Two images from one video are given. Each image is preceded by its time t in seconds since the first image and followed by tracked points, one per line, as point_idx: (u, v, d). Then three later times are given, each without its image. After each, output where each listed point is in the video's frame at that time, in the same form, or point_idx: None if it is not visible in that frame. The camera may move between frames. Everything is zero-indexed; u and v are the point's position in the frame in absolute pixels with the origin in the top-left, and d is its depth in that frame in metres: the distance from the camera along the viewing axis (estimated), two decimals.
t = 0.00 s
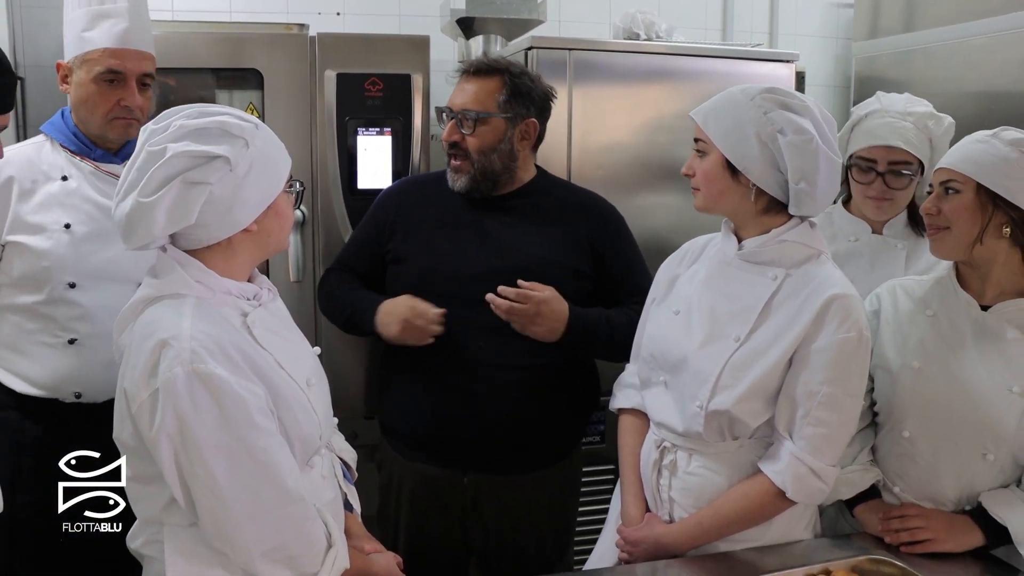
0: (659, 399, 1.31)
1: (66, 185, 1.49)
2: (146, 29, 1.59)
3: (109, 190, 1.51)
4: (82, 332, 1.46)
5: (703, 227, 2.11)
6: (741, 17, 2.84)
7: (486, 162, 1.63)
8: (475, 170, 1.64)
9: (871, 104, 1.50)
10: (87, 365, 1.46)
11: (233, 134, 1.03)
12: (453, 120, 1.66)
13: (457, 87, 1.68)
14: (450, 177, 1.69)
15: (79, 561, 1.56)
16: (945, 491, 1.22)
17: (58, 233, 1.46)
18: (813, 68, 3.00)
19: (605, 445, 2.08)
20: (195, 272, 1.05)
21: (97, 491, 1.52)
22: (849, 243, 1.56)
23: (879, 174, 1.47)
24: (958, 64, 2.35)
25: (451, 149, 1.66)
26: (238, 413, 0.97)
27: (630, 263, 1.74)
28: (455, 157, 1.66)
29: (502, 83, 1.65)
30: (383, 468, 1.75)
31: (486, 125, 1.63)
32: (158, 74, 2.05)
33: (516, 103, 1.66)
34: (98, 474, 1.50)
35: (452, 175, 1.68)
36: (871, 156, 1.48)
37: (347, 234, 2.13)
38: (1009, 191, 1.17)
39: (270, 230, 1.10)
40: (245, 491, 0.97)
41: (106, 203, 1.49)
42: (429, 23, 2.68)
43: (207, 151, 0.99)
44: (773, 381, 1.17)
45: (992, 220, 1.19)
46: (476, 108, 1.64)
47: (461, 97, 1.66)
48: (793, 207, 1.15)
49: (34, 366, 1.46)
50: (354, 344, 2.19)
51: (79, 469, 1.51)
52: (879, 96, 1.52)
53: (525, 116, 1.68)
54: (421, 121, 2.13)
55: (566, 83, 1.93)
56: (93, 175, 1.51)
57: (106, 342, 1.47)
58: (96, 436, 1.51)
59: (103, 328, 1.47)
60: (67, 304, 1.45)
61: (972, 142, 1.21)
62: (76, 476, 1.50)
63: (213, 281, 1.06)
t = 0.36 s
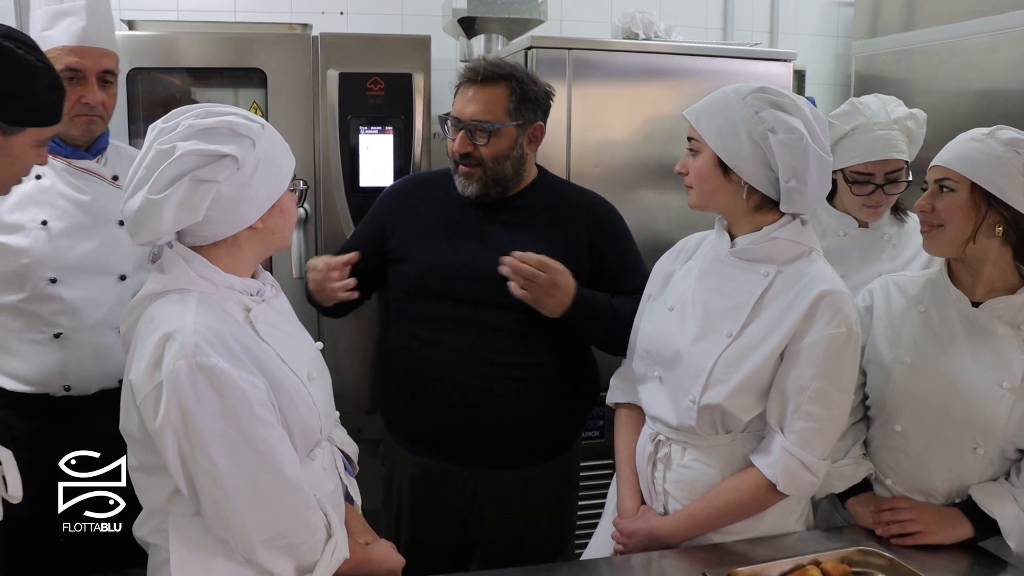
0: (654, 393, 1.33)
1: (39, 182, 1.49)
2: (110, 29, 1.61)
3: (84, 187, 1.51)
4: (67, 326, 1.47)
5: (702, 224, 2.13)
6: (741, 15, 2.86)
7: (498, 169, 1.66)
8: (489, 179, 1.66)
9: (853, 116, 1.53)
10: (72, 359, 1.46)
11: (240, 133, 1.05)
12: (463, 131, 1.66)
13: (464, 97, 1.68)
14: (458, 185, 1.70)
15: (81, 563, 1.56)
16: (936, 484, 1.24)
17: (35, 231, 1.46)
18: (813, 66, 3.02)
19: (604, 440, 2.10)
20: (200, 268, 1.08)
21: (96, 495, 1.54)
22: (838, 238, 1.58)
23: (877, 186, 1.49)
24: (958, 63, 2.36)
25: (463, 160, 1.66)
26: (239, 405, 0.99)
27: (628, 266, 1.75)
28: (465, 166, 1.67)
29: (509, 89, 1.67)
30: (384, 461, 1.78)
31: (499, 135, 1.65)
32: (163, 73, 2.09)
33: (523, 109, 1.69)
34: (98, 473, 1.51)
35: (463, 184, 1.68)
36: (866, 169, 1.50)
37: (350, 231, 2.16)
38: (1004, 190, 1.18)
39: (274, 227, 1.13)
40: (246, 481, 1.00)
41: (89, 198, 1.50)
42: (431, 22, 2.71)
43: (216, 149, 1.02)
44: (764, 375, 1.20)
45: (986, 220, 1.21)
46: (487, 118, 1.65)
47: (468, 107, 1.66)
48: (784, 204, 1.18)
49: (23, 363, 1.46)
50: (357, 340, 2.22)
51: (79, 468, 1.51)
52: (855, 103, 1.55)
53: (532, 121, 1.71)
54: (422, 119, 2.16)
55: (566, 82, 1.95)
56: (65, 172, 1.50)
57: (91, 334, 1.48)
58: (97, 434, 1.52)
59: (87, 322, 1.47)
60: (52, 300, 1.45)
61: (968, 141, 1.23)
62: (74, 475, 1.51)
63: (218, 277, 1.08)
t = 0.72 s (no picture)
0: (648, 387, 1.35)
1: None
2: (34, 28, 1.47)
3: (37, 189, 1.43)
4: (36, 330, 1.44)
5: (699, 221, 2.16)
6: (741, 14, 2.88)
7: (504, 158, 1.68)
8: (496, 168, 1.68)
9: (832, 115, 1.60)
10: (40, 353, 1.74)
11: (239, 131, 1.08)
12: (471, 121, 1.68)
13: (467, 88, 1.70)
14: (464, 175, 1.71)
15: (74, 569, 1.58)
16: (925, 477, 1.26)
17: None
18: (813, 65, 3.03)
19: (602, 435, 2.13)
20: (201, 263, 1.10)
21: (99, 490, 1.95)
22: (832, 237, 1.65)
23: (857, 183, 1.57)
24: (956, 61, 2.37)
25: (470, 149, 1.68)
26: (238, 396, 1.02)
27: (627, 261, 1.79)
28: (471, 157, 1.69)
29: (512, 81, 1.71)
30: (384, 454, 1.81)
31: (505, 124, 1.68)
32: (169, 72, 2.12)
33: (526, 100, 1.73)
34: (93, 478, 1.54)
35: (469, 173, 1.70)
36: (846, 166, 1.58)
37: (352, 228, 2.18)
38: (989, 187, 1.20)
39: (273, 223, 1.16)
40: (245, 471, 1.03)
41: (104, 199, 1.93)
42: (433, 21, 2.73)
43: (215, 147, 1.04)
44: (755, 369, 1.22)
45: (972, 217, 1.23)
46: (493, 109, 1.68)
47: (474, 99, 1.69)
48: (775, 200, 1.20)
49: None
50: (359, 336, 2.25)
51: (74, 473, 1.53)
52: (835, 104, 1.62)
53: (535, 112, 1.75)
54: (422, 117, 2.18)
55: (564, 81, 1.98)
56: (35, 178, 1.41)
57: (58, 327, 1.78)
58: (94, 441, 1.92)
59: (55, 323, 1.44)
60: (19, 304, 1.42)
61: (955, 139, 1.24)
62: (75, 475, 1.89)
63: (218, 272, 1.11)
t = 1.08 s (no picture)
0: (642, 380, 1.38)
1: None
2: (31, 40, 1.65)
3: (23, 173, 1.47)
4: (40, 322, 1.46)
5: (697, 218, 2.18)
6: (740, 13, 2.89)
7: (503, 155, 1.71)
8: (495, 164, 1.71)
9: (828, 106, 1.62)
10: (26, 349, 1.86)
11: (238, 129, 1.10)
12: (471, 118, 1.70)
13: (468, 84, 1.72)
14: (463, 171, 1.73)
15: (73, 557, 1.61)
16: (915, 469, 1.28)
17: None
18: (813, 63, 3.05)
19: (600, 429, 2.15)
20: (201, 258, 1.13)
21: (99, 489, 2.15)
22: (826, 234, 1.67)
23: (848, 172, 1.60)
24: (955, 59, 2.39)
25: (470, 146, 1.70)
26: (238, 387, 1.05)
27: (623, 257, 1.81)
28: (471, 153, 1.71)
29: (512, 78, 1.73)
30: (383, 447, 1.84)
31: (505, 121, 1.71)
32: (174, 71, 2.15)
33: (525, 98, 1.75)
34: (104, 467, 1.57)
35: (468, 169, 1.72)
36: (839, 155, 1.60)
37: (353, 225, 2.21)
38: (971, 185, 1.22)
39: (272, 219, 1.18)
40: (245, 459, 1.06)
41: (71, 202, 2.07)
42: (435, 20, 2.75)
43: (215, 144, 1.07)
44: (746, 362, 1.24)
45: (957, 214, 1.25)
46: (493, 106, 1.70)
47: (474, 96, 1.70)
48: (765, 197, 1.22)
49: None
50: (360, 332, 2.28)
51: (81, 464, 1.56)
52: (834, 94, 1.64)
53: (534, 110, 1.78)
54: (423, 115, 2.21)
55: (563, 79, 2.00)
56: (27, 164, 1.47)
57: (43, 327, 1.90)
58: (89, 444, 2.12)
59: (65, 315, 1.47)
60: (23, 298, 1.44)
61: (937, 138, 1.26)
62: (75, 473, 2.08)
63: (219, 266, 1.14)
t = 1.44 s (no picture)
0: (639, 375, 1.40)
1: None
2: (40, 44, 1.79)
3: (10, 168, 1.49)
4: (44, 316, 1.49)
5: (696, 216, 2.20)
6: (741, 13, 2.91)
7: (500, 153, 1.73)
8: (491, 161, 1.73)
9: (819, 101, 1.66)
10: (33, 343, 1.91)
11: (240, 129, 1.13)
12: (472, 113, 1.73)
13: (474, 81, 1.75)
14: (461, 165, 1.76)
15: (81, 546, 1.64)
16: (901, 450, 1.33)
17: None
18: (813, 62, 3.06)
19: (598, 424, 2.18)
20: (206, 254, 1.16)
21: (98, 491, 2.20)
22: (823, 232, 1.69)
23: (845, 160, 1.61)
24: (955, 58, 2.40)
25: (468, 141, 1.73)
26: (242, 379, 1.07)
27: (619, 258, 1.83)
28: (469, 149, 1.73)
29: (516, 80, 1.76)
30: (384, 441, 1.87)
31: (505, 120, 1.73)
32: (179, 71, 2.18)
33: (528, 100, 1.77)
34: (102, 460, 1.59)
35: (465, 164, 1.74)
36: (833, 145, 1.62)
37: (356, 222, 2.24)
38: (963, 185, 1.24)
39: (274, 216, 1.21)
40: (249, 450, 1.08)
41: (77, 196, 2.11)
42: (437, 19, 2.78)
43: (217, 144, 1.09)
44: (740, 357, 1.26)
45: (946, 213, 1.27)
46: (494, 104, 1.73)
47: (477, 93, 1.74)
48: (760, 195, 1.24)
49: None
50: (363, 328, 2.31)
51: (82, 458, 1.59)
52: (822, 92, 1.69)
53: (536, 113, 1.80)
54: (425, 114, 2.23)
55: (563, 78, 2.02)
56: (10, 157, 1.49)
57: (50, 320, 1.94)
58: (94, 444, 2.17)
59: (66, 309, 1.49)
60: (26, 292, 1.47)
61: (928, 138, 1.28)
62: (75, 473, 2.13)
63: (223, 262, 1.16)
